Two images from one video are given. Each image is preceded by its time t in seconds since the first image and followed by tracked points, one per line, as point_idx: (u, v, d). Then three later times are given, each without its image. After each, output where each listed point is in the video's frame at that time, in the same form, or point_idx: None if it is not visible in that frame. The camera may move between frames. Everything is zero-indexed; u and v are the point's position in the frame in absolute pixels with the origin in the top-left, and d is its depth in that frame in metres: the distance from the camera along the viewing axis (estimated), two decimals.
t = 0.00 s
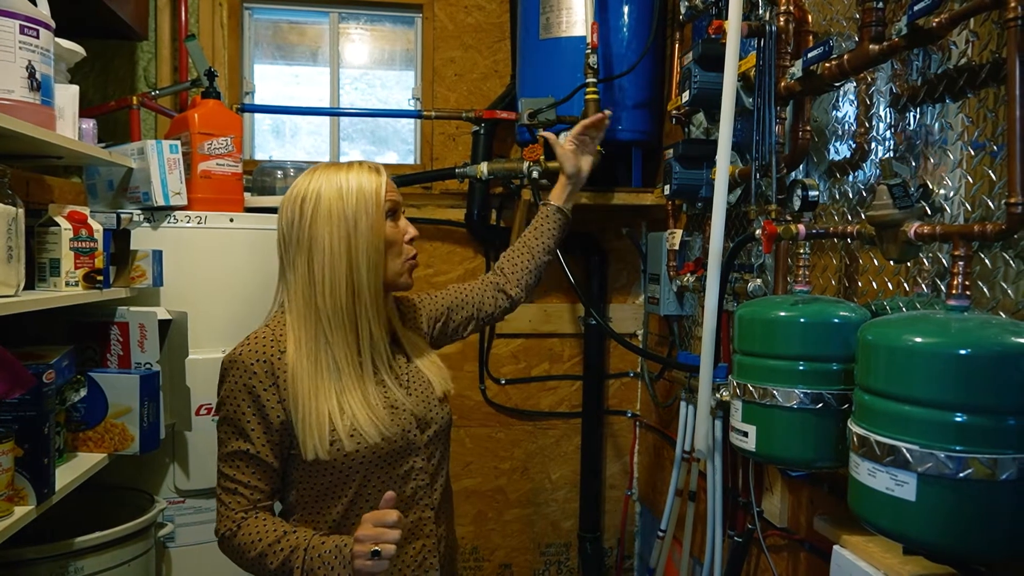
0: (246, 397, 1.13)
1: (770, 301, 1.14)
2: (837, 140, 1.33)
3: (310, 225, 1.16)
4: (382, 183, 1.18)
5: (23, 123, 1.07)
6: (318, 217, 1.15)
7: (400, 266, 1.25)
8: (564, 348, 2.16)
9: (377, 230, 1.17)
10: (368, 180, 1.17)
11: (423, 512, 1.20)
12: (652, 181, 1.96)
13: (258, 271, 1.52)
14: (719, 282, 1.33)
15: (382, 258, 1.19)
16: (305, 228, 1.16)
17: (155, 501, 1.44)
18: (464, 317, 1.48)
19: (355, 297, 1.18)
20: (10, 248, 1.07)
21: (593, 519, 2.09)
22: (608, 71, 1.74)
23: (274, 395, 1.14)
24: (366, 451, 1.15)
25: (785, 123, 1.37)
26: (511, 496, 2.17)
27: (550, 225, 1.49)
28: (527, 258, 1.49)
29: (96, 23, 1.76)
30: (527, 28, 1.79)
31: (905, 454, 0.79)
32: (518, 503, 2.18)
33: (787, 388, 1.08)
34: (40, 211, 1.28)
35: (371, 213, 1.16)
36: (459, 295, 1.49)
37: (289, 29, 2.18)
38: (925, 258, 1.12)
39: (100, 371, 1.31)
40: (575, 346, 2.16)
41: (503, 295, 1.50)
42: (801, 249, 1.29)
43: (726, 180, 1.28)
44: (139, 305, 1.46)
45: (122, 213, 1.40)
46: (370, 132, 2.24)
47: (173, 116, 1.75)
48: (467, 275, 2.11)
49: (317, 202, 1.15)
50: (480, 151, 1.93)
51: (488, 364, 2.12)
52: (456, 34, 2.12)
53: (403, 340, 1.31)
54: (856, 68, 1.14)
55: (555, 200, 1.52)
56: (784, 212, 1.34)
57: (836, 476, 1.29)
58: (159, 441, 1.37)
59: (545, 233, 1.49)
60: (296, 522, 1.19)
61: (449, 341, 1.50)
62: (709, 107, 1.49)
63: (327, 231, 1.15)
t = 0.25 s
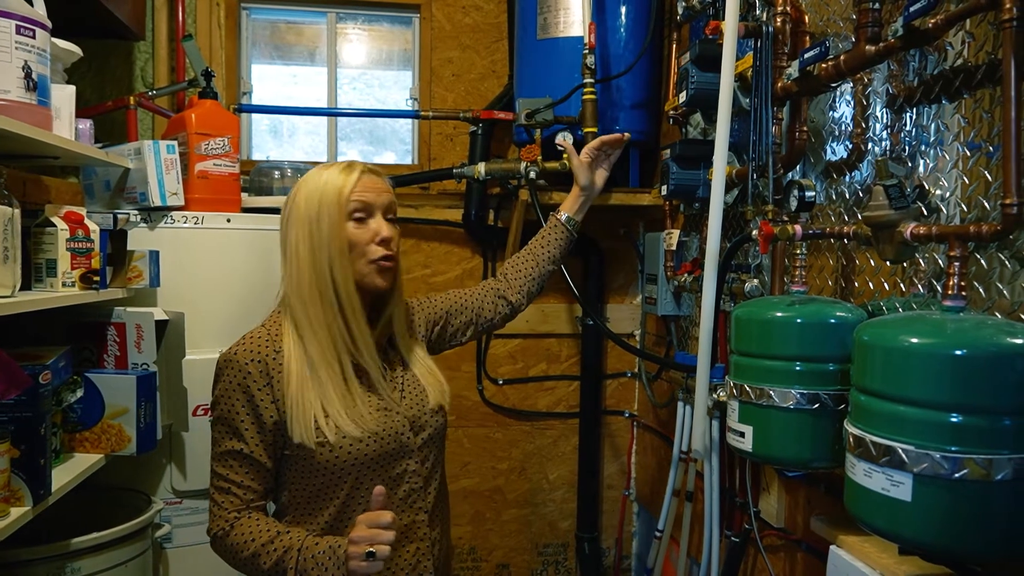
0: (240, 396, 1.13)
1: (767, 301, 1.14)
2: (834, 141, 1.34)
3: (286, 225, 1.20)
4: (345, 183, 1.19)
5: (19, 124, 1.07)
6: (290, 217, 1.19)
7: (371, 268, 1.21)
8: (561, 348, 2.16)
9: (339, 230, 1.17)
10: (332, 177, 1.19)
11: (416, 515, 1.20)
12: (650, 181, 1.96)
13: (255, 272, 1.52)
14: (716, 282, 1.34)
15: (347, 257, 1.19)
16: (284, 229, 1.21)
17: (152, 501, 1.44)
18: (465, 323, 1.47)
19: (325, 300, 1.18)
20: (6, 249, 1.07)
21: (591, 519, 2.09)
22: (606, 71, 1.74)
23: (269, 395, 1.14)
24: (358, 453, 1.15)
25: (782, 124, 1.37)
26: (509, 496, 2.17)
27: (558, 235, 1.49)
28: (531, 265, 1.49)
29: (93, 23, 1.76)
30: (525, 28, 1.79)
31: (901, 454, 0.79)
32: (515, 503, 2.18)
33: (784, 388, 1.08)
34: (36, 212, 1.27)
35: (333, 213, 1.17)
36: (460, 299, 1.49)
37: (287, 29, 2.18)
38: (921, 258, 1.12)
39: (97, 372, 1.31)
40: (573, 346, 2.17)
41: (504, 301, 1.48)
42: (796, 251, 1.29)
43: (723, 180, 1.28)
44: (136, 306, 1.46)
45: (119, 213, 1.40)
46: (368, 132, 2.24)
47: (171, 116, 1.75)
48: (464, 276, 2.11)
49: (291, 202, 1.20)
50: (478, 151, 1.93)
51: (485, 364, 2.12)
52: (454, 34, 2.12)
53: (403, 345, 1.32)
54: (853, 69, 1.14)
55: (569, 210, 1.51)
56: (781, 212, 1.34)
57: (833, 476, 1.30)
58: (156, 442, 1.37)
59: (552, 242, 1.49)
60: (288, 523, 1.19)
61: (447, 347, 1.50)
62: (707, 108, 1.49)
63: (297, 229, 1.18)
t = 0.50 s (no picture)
0: (238, 392, 1.13)
1: (763, 302, 1.14)
2: (830, 142, 1.34)
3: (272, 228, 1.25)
4: (311, 187, 1.20)
5: (15, 124, 1.07)
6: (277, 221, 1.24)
7: (336, 278, 1.21)
8: (559, 349, 2.16)
9: (301, 234, 1.20)
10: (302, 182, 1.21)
11: (409, 517, 1.20)
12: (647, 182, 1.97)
13: (252, 273, 1.52)
14: (712, 282, 1.34)
15: (313, 261, 1.22)
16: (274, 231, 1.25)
17: (149, 502, 1.44)
18: (465, 324, 1.47)
19: (296, 303, 1.20)
20: (2, 250, 1.07)
21: (589, 520, 2.09)
22: (603, 71, 1.74)
23: (266, 392, 1.14)
24: (352, 454, 1.15)
25: (778, 125, 1.37)
26: (506, 497, 2.18)
27: (550, 234, 1.47)
28: (527, 268, 1.48)
29: (90, 24, 1.76)
30: (522, 29, 1.80)
31: (895, 455, 0.80)
32: (513, 503, 2.18)
33: (780, 389, 1.08)
34: (32, 213, 1.27)
35: (296, 219, 1.20)
36: (462, 301, 1.49)
37: (284, 29, 2.18)
38: (916, 259, 1.12)
39: (93, 373, 1.31)
40: (570, 347, 2.17)
41: (505, 304, 1.47)
42: (792, 251, 1.30)
43: (719, 181, 1.28)
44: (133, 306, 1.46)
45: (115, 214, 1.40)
46: (366, 133, 2.24)
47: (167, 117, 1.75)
48: (462, 276, 2.11)
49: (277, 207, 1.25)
50: (475, 152, 1.93)
51: (483, 364, 2.12)
52: (451, 35, 2.12)
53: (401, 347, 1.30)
54: (849, 70, 1.14)
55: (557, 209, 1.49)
56: (777, 213, 1.34)
57: (829, 477, 1.30)
58: (152, 443, 1.37)
59: (546, 243, 1.48)
60: (281, 521, 1.19)
61: (449, 349, 1.51)
62: (703, 108, 1.49)
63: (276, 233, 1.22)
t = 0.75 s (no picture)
0: (236, 392, 1.13)
1: (760, 302, 1.14)
2: (827, 142, 1.34)
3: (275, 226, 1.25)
4: (310, 184, 1.20)
5: (12, 124, 1.07)
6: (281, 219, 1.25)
7: (327, 279, 1.21)
8: (557, 349, 2.16)
9: (298, 234, 1.20)
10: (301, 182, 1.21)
11: (408, 517, 1.20)
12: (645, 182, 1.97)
13: (250, 273, 1.51)
14: (710, 282, 1.34)
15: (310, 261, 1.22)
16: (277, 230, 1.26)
17: (145, 502, 1.44)
18: (462, 314, 1.47)
19: (298, 302, 1.21)
20: None
21: (586, 520, 2.09)
22: (601, 71, 1.74)
23: (265, 392, 1.14)
24: (350, 453, 1.15)
25: (776, 125, 1.37)
26: (504, 497, 2.17)
27: (549, 213, 1.47)
28: (527, 247, 1.48)
29: (87, 24, 1.76)
30: (520, 29, 1.80)
31: (892, 455, 0.79)
32: (511, 503, 2.18)
33: (777, 388, 1.08)
34: (28, 213, 1.27)
35: (294, 219, 1.20)
36: (459, 288, 1.48)
37: (282, 29, 2.18)
38: (913, 258, 1.12)
39: (90, 373, 1.31)
40: (568, 347, 2.17)
41: (502, 286, 1.47)
42: (790, 251, 1.29)
43: (716, 180, 1.28)
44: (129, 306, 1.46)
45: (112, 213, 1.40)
46: (364, 132, 2.24)
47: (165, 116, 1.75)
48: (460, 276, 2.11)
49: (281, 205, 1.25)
50: (473, 152, 1.93)
51: (481, 364, 2.12)
52: (450, 34, 2.12)
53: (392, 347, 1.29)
54: (846, 70, 1.14)
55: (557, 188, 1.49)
56: (775, 212, 1.34)
57: (826, 477, 1.30)
58: (149, 443, 1.37)
59: (545, 221, 1.47)
60: (280, 522, 1.19)
61: (447, 339, 1.50)
62: (700, 108, 1.49)
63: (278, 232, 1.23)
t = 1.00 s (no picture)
0: (234, 393, 1.13)
1: (757, 302, 1.15)
2: (825, 142, 1.34)
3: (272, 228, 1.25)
4: (308, 187, 1.20)
5: (9, 124, 1.07)
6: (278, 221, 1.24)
7: (324, 283, 1.21)
8: (555, 348, 2.16)
9: (295, 238, 1.20)
10: (299, 185, 1.21)
11: (405, 519, 1.20)
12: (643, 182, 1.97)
13: (248, 273, 1.51)
14: (707, 282, 1.34)
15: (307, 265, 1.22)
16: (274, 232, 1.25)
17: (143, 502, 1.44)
18: (462, 319, 1.47)
19: (293, 305, 1.20)
20: None
21: (585, 520, 2.09)
22: (599, 71, 1.74)
23: (262, 393, 1.14)
24: (347, 455, 1.15)
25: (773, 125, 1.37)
26: (502, 496, 2.18)
27: (555, 222, 1.48)
28: (530, 254, 1.48)
29: (84, 23, 1.76)
30: (518, 29, 1.80)
31: (888, 455, 0.80)
32: (509, 503, 2.18)
33: (774, 388, 1.08)
34: (26, 212, 1.27)
35: (292, 222, 1.20)
36: (460, 294, 1.48)
37: (280, 29, 2.18)
38: (910, 258, 1.12)
39: (88, 373, 1.31)
40: (566, 347, 2.17)
41: (503, 293, 1.47)
42: (787, 251, 1.30)
43: (714, 180, 1.28)
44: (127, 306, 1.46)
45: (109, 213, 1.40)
46: (362, 132, 2.24)
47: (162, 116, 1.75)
48: (458, 276, 2.11)
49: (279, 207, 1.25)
50: (471, 152, 1.93)
51: (479, 364, 2.12)
52: (448, 34, 2.12)
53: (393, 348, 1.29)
54: (842, 70, 1.14)
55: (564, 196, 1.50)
56: (772, 213, 1.34)
57: (823, 476, 1.30)
58: (147, 443, 1.37)
59: (549, 230, 1.48)
60: (278, 523, 1.19)
61: (447, 342, 1.50)
62: (698, 108, 1.49)
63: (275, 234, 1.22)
